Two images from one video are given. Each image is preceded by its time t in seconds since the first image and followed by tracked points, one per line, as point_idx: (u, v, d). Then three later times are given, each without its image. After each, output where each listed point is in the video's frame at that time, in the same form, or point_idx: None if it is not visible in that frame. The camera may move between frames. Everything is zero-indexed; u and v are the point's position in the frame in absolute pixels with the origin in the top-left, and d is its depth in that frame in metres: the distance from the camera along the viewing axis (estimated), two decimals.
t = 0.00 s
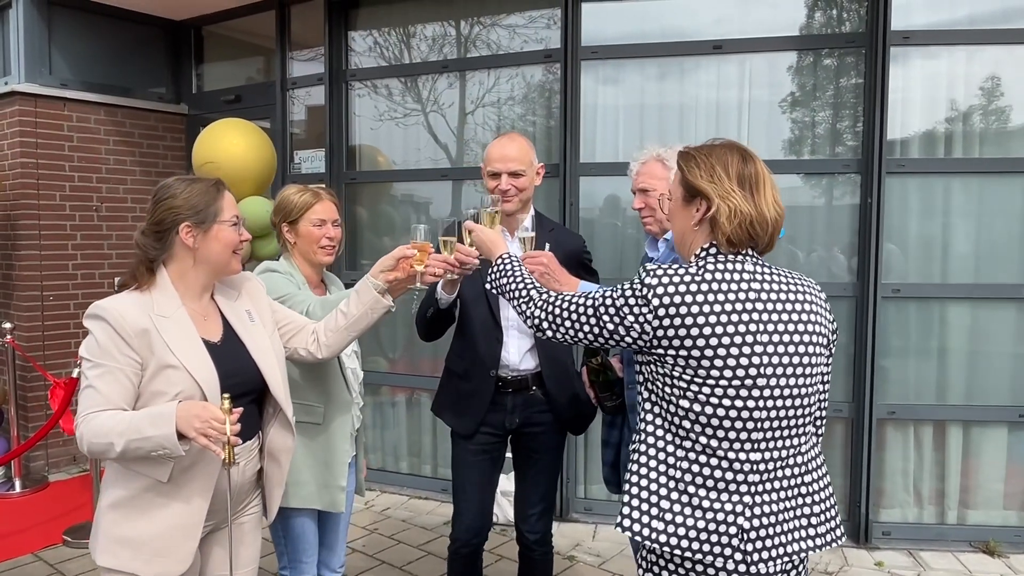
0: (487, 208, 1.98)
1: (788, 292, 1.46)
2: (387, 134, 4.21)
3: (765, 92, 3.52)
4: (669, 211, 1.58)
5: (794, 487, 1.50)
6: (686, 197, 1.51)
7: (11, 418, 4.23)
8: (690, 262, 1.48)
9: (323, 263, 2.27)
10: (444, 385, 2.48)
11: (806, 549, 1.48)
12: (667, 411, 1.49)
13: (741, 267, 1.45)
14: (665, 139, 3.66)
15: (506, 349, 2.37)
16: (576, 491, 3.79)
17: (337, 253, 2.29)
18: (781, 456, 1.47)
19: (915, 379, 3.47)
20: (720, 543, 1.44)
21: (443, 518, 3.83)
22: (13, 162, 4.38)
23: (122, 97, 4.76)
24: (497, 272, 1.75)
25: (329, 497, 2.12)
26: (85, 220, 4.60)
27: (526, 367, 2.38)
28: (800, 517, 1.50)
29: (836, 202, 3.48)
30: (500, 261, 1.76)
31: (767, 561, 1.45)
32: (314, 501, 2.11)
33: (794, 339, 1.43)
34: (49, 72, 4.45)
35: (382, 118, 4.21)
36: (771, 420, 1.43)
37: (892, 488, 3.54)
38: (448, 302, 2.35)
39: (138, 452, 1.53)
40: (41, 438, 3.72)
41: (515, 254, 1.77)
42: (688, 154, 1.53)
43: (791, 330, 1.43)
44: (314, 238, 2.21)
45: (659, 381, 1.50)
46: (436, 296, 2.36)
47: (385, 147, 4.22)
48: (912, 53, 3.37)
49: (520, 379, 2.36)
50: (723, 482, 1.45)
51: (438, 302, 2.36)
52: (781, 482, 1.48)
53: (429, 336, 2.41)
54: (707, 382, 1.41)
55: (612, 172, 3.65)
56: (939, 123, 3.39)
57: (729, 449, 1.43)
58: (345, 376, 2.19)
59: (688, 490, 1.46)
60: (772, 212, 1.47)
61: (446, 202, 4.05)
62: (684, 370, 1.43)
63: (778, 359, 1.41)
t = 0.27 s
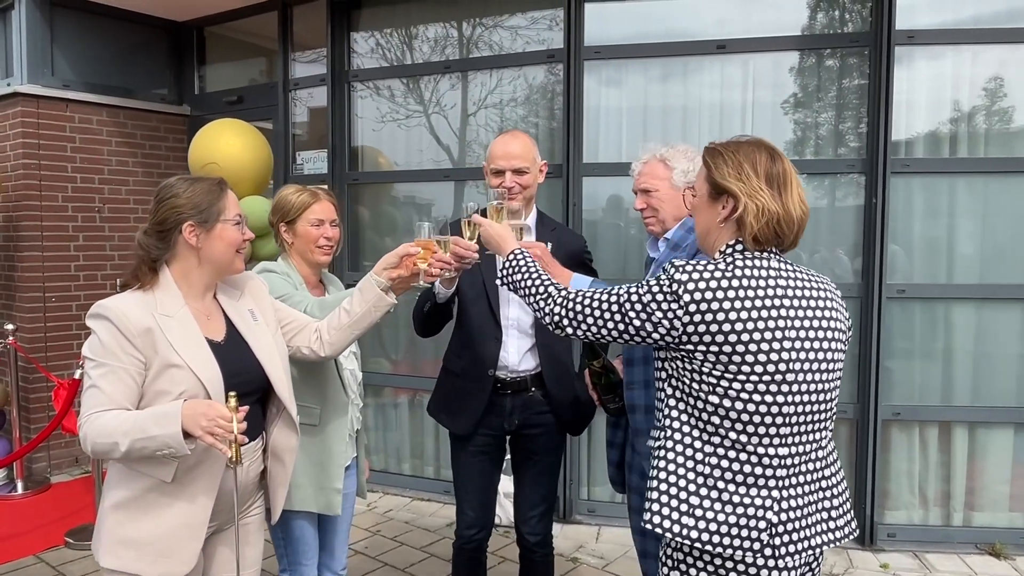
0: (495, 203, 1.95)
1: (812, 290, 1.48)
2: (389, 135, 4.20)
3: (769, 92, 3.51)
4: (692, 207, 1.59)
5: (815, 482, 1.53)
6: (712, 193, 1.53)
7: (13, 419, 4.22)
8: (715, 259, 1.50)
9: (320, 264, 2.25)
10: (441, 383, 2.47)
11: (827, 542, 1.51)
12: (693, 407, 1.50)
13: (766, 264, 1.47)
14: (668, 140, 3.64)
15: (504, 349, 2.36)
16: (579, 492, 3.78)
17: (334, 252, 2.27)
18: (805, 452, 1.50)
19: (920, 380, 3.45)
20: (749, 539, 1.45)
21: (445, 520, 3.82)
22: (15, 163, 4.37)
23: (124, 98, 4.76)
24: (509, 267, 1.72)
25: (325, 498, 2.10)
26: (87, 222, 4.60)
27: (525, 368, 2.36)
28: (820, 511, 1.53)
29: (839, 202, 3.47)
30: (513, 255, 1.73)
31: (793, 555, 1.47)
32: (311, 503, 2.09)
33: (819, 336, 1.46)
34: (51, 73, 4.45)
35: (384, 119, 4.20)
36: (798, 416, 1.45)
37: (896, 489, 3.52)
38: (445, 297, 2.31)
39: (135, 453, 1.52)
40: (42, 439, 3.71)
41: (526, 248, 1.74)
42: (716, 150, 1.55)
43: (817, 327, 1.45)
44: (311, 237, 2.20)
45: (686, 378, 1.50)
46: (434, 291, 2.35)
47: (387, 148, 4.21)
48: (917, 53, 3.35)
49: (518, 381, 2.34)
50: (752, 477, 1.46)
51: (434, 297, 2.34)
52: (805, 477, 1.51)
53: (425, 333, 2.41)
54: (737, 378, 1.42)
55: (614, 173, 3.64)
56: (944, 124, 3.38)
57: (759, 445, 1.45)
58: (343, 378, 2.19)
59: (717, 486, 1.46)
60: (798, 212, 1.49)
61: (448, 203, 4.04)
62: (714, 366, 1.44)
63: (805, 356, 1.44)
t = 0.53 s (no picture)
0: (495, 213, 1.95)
1: (833, 295, 1.55)
2: (390, 137, 4.20)
3: (769, 94, 3.51)
4: (716, 213, 1.64)
5: (835, 478, 1.61)
6: (738, 198, 1.58)
7: (15, 422, 4.23)
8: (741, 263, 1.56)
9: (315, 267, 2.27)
10: (434, 385, 2.46)
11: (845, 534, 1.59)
12: (724, 409, 1.54)
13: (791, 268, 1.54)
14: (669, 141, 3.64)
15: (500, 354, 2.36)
16: (580, 495, 3.78)
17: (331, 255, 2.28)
18: (828, 449, 1.57)
19: (921, 382, 3.44)
20: (785, 533, 1.50)
21: (446, 522, 3.82)
22: (17, 166, 4.38)
23: (126, 101, 4.77)
24: (520, 278, 1.73)
25: (321, 501, 2.10)
26: (89, 224, 4.60)
27: (520, 372, 2.36)
28: (841, 504, 1.61)
29: (840, 203, 3.46)
30: (525, 267, 1.74)
31: (820, 548, 1.54)
32: (307, 506, 2.09)
33: (842, 339, 1.53)
34: (52, 76, 4.45)
35: (385, 121, 4.20)
36: (825, 415, 1.52)
37: (898, 491, 3.52)
38: (437, 299, 2.33)
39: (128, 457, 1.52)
40: (43, 442, 3.72)
41: (539, 258, 1.76)
42: (742, 157, 1.60)
43: (840, 330, 1.53)
44: (308, 241, 2.21)
45: (717, 379, 1.55)
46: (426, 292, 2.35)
47: (387, 150, 4.21)
48: (918, 54, 3.35)
49: (514, 385, 2.34)
50: (786, 475, 1.50)
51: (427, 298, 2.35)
52: (828, 473, 1.58)
53: (421, 335, 2.40)
54: (771, 379, 1.47)
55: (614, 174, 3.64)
56: (945, 125, 3.37)
57: (792, 443, 1.50)
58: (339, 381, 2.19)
59: (753, 483, 1.50)
60: (821, 220, 1.56)
61: (449, 205, 4.04)
62: (748, 368, 1.48)
63: (831, 357, 1.50)
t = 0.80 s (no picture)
0: (489, 219, 1.91)
1: (834, 292, 1.57)
2: (391, 139, 4.21)
3: (768, 96, 3.52)
4: (722, 214, 1.65)
5: (841, 472, 1.62)
6: (746, 201, 1.59)
7: (18, 424, 4.24)
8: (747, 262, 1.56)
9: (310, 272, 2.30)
10: (434, 388, 2.48)
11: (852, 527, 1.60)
12: (730, 405, 1.55)
13: (796, 268, 1.55)
14: (669, 143, 3.65)
15: (500, 356, 2.37)
16: (581, 496, 3.79)
17: (325, 262, 2.31)
18: (834, 443, 1.58)
19: (921, 383, 3.45)
20: (795, 528, 1.50)
21: (447, 523, 3.83)
22: (19, 169, 4.40)
23: (128, 104, 4.78)
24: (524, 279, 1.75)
25: (314, 501, 2.12)
26: (91, 226, 4.62)
27: (520, 374, 2.38)
28: (847, 498, 1.62)
29: (840, 205, 3.47)
30: (526, 270, 1.76)
31: (829, 542, 1.54)
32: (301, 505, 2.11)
33: (844, 335, 1.54)
34: (54, 79, 4.47)
35: (386, 123, 4.21)
36: (830, 409, 1.53)
37: (897, 492, 3.53)
38: (434, 300, 2.34)
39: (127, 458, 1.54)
40: (46, 444, 3.73)
41: (540, 261, 1.78)
42: (750, 161, 1.61)
43: (841, 326, 1.54)
44: (299, 247, 2.24)
45: (723, 376, 1.56)
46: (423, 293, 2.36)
47: (388, 152, 4.22)
48: (917, 55, 3.36)
49: (514, 387, 2.36)
50: (793, 469, 1.51)
51: (423, 299, 2.36)
52: (835, 467, 1.58)
53: (420, 335, 2.41)
54: (777, 374, 1.48)
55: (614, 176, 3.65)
56: (944, 126, 3.38)
57: (799, 437, 1.51)
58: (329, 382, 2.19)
59: (762, 478, 1.51)
60: (826, 224, 1.58)
61: (450, 206, 4.05)
62: (754, 364, 1.50)
63: (835, 352, 1.52)
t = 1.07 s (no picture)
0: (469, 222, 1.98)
1: (816, 287, 1.57)
2: (391, 140, 4.22)
3: (768, 97, 3.52)
4: (706, 215, 1.65)
5: (829, 469, 1.60)
6: (731, 202, 1.60)
7: (19, 425, 4.25)
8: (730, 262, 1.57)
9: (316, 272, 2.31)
10: (432, 388, 2.48)
11: (842, 525, 1.58)
12: (712, 402, 1.56)
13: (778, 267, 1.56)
14: (669, 143, 3.66)
15: (500, 358, 2.38)
16: (580, 496, 3.79)
17: (331, 262, 2.31)
18: (820, 439, 1.57)
19: (921, 383, 3.45)
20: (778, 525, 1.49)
21: (446, 523, 3.83)
22: (20, 170, 4.41)
23: (129, 105, 4.80)
24: (509, 280, 1.78)
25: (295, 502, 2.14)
26: (92, 228, 4.63)
27: (520, 375, 2.38)
28: (836, 496, 1.61)
29: (840, 205, 3.47)
30: (509, 270, 1.79)
31: (817, 539, 1.53)
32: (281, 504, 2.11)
33: (826, 330, 1.54)
34: (55, 81, 4.49)
35: (387, 124, 4.22)
36: (813, 405, 1.53)
37: (897, 492, 3.53)
38: (433, 301, 2.34)
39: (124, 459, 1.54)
40: (47, 444, 3.74)
41: (522, 263, 1.81)
42: (735, 161, 1.62)
43: (824, 321, 1.54)
44: (305, 247, 2.25)
45: (704, 373, 1.57)
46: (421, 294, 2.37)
47: (389, 153, 4.23)
48: (916, 55, 3.36)
49: (514, 388, 2.36)
50: (775, 465, 1.51)
51: (421, 301, 2.36)
52: (821, 463, 1.57)
53: (418, 335, 2.41)
54: (755, 371, 1.49)
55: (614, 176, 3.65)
56: (944, 126, 3.38)
57: (780, 433, 1.51)
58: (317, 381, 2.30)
59: (743, 475, 1.52)
60: (809, 226, 1.59)
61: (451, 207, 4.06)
62: (732, 361, 1.50)
63: (816, 348, 1.51)
